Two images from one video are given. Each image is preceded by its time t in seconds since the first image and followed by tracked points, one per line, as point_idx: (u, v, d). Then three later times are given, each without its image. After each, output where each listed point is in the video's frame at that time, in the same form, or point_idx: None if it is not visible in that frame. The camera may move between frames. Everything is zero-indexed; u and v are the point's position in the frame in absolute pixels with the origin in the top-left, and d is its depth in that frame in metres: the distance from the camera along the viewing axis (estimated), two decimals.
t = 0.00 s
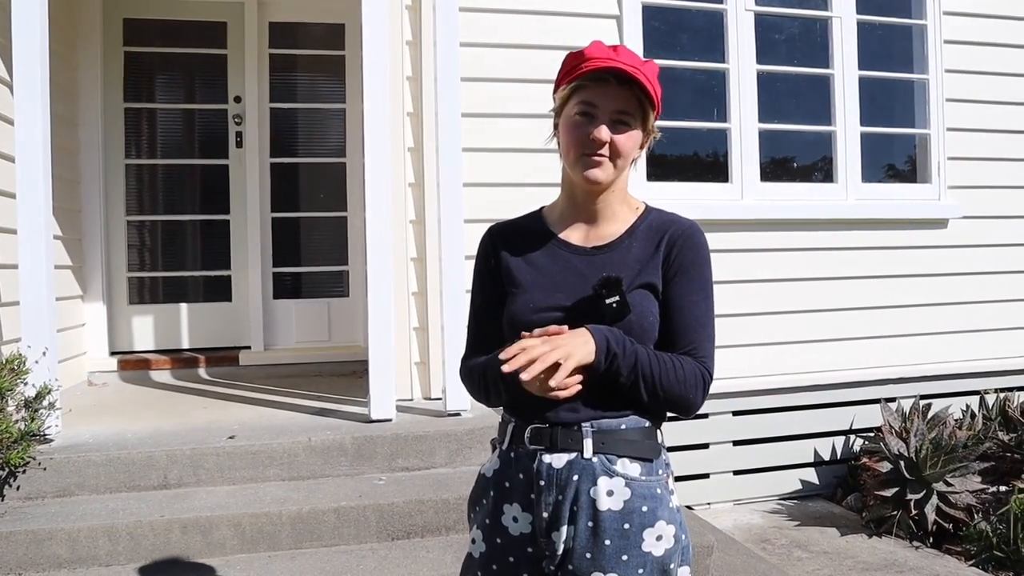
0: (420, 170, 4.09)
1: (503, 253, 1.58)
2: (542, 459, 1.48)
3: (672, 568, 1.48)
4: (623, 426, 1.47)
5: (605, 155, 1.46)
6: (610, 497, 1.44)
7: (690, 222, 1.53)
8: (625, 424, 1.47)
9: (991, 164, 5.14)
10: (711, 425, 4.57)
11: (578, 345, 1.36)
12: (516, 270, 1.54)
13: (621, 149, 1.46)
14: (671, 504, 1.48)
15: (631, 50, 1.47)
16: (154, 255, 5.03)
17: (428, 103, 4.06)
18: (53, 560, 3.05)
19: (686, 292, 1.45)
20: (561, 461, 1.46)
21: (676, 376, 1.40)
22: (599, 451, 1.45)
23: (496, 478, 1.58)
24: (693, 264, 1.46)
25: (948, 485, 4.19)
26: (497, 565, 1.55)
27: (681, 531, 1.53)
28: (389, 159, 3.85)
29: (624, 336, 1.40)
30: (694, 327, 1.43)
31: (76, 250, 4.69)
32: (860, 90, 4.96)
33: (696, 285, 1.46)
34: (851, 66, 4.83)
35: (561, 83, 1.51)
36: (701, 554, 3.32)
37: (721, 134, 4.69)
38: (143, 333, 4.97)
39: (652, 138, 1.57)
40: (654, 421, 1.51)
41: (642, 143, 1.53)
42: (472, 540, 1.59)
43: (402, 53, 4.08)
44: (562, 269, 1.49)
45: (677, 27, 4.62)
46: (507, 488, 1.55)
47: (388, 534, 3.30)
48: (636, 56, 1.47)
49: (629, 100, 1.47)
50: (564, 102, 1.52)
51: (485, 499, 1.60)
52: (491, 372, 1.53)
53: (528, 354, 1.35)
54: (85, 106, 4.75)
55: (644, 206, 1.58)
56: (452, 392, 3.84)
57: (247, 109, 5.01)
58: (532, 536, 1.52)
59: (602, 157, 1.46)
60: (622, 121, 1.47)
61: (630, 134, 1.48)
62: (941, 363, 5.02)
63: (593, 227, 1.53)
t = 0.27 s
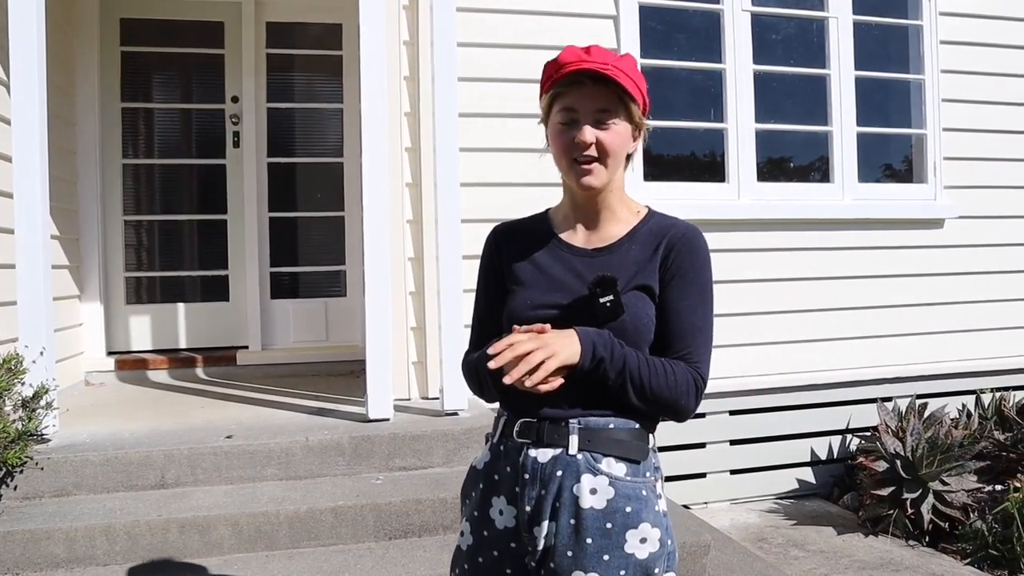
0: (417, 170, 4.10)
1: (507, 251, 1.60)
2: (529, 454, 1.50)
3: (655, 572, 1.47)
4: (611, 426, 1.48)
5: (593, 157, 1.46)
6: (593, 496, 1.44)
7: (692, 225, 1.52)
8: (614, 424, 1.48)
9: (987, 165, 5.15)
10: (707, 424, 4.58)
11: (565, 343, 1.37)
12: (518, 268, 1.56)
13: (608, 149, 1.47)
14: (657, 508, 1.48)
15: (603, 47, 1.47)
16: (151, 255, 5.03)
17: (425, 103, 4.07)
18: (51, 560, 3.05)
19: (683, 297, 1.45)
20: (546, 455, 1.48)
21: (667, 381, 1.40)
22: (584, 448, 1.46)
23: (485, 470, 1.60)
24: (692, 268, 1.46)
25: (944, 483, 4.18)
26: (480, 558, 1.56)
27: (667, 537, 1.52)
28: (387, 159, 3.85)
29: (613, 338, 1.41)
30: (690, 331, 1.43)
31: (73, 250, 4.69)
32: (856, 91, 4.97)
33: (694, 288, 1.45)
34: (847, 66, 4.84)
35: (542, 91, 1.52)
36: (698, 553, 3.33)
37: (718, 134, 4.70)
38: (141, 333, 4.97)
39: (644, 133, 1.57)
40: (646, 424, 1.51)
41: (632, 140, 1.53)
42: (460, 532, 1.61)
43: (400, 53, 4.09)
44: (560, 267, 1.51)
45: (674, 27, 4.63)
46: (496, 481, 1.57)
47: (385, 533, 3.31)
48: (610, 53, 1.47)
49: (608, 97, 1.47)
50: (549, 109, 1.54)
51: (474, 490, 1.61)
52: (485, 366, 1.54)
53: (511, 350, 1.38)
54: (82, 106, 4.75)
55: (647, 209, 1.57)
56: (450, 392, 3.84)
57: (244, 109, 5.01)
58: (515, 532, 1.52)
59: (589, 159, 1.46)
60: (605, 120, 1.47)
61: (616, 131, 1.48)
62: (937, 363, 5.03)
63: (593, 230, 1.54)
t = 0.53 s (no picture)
0: (416, 170, 4.09)
1: (515, 249, 1.63)
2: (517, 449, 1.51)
3: None
4: (598, 427, 1.47)
5: (587, 162, 1.46)
6: (573, 496, 1.43)
7: (696, 229, 1.50)
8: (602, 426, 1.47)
9: (985, 165, 5.16)
10: (705, 424, 4.58)
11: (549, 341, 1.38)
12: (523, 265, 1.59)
13: (603, 151, 1.46)
14: (641, 514, 1.45)
15: (589, 52, 1.47)
16: (149, 255, 5.02)
17: (424, 103, 4.06)
18: (48, 561, 3.04)
19: (682, 300, 1.43)
20: (530, 453, 1.48)
21: (657, 385, 1.38)
22: (567, 448, 1.45)
23: (478, 464, 1.61)
24: (693, 270, 1.43)
25: (942, 484, 4.18)
26: (466, 551, 1.57)
27: (654, 545, 1.48)
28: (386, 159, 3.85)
29: (604, 337, 1.41)
30: (687, 335, 1.42)
31: (71, 251, 4.68)
32: (855, 91, 4.98)
33: (694, 292, 1.43)
34: (846, 66, 4.85)
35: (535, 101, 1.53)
36: (697, 553, 3.33)
37: (716, 134, 4.70)
38: (139, 333, 4.95)
39: (644, 131, 1.55)
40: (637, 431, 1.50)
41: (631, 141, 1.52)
42: (451, 524, 1.62)
43: (398, 53, 4.08)
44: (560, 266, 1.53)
45: (672, 27, 4.63)
46: (485, 475, 1.58)
47: (383, 533, 3.31)
48: (598, 57, 1.47)
49: (598, 98, 1.46)
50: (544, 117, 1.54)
51: (466, 483, 1.63)
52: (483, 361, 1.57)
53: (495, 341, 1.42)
54: (80, 105, 4.74)
55: (656, 212, 1.56)
56: (448, 392, 3.83)
57: (242, 109, 5.00)
58: (500, 527, 1.53)
59: (584, 163, 1.46)
60: (596, 123, 1.47)
61: (609, 133, 1.47)
62: (935, 363, 5.04)
63: (600, 234, 1.54)
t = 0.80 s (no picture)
0: (415, 170, 4.09)
1: (513, 243, 1.62)
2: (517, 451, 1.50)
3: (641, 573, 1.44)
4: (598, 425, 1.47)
5: (587, 155, 1.46)
6: (577, 495, 1.43)
7: (696, 227, 1.50)
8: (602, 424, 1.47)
9: (984, 166, 5.17)
10: (704, 425, 4.58)
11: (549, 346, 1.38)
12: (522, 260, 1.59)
13: (603, 145, 1.46)
14: (643, 510, 1.45)
15: (593, 45, 1.47)
16: (147, 255, 5.01)
17: (423, 103, 4.06)
18: (45, 561, 3.03)
19: (682, 298, 1.43)
20: (531, 453, 1.48)
21: (656, 384, 1.38)
22: (568, 448, 1.45)
23: (479, 464, 1.61)
24: (693, 267, 1.44)
25: (941, 484, 4.18)
26: (471, 549, 1.57)
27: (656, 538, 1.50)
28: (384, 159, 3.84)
29: (607, 339, 1.40)
30: (687, 332, 1.42)
31: (69, 251, 4.68)
32: (853, 92, 4.99)
33: (694, 289, 1.43)
34: (844, 67, 4.85)
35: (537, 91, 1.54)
36: (696, 553, 3.33)
37: (715, 135, 4.71)
38: (137, 334, 4.95)
39: (646, 128, 1.55)
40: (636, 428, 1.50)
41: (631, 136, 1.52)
42: (453, 523, 1.62)
43: (397, 53, 4.08)
44: (560, 262, 1.52)
45: (671, 28, 4.63)
46: (487, 475, 1.58)
47: (382, 534, 3.30)
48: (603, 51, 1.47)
49: (600, 93, 1.46)
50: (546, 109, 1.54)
51: (467, 483, 1.63)
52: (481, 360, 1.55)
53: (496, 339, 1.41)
54: (78, 106, 4.73)
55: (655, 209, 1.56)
56: (447, 392, 3.82)
57: (241, 109, 4.99)
58: (503, 526, 1.53)
59: (583, 157, 1.46)
60: (598, 117, 1.47)
61: (610, 128, 1.47)
62: (933, 363, 5.04)
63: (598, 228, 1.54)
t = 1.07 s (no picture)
0: (413, 170, 4.08)
1: (508, 242, 1.59)
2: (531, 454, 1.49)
3: (658, 562, 1.46)
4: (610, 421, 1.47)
5: (584, 150, 1.46)
6: (595, 491, 1.43)
7: (694, 225, 1.52)
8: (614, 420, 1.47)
9: (982, 166, 5.17)
10: (704, 425, 4.58)
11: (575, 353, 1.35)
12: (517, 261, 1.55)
13: (600, 141, 1.46)
14: (657, 500, 1.48)
15: (594, 41, 1.48)
16: (146, 255, 5.00)
17: (422, 103, 4.05)
18: (43, 562, 3.02)
19: (685, 297, 1.45)
20: (547, 454, 1.47)
21: (672, 383, 1.40)
22: (584, 446, 1.45)
23: (485, 469, 1.59)
24: (693, 267, 1.46)
25: (939, 484, 4.18)
26: (483, 556, 1.55)
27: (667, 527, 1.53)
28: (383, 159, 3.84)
29: (625, 342, 1.40)
30: (689, 331, 1.44)
31: (67, 251, 4.67)
32: (852, 91, 4.99)
33: (695, 288, 1.46)
34: (843, 67, 4.86)
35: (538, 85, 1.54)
36: (695, 553, 3.33)
37: (714, 135, 4.71)
38: (135, 334, 4.94)
39: (642, 128, 1.55)
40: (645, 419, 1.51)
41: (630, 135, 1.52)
42: (461, 531, 1.60)
43: (396, 53, 4.07)
44: (562, 263, 1.50)
45: (670, 28, 4.63)
46: (496, 479, 1.56)
47: (381, 534, 3.30)
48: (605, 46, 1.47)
49: (600, 88, 1.46)
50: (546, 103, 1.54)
51: (473, 489, 1.60)
52: (486, 363, 1.52)
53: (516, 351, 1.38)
54: (76, 105, 4.73)
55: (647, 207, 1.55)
56: (446, 392, 3.82)
57: (239, 109, 4.99)
58: (518, 528, 1.52)
59: (581, 151, 1.46)
60: (596, 113, 1.47)
61: (607, 124, 1.47)
62: (932, 364, 5.04)
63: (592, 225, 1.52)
